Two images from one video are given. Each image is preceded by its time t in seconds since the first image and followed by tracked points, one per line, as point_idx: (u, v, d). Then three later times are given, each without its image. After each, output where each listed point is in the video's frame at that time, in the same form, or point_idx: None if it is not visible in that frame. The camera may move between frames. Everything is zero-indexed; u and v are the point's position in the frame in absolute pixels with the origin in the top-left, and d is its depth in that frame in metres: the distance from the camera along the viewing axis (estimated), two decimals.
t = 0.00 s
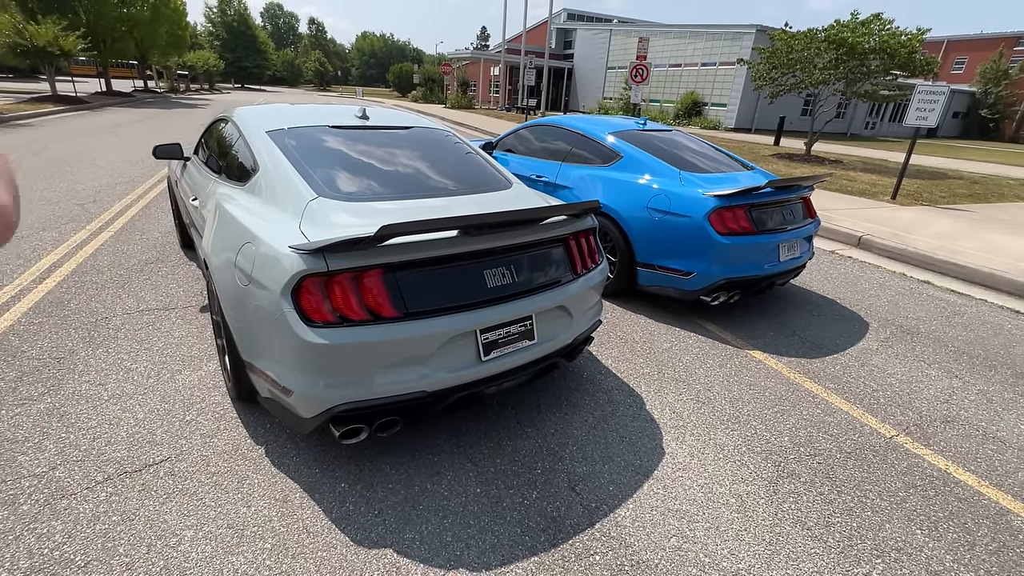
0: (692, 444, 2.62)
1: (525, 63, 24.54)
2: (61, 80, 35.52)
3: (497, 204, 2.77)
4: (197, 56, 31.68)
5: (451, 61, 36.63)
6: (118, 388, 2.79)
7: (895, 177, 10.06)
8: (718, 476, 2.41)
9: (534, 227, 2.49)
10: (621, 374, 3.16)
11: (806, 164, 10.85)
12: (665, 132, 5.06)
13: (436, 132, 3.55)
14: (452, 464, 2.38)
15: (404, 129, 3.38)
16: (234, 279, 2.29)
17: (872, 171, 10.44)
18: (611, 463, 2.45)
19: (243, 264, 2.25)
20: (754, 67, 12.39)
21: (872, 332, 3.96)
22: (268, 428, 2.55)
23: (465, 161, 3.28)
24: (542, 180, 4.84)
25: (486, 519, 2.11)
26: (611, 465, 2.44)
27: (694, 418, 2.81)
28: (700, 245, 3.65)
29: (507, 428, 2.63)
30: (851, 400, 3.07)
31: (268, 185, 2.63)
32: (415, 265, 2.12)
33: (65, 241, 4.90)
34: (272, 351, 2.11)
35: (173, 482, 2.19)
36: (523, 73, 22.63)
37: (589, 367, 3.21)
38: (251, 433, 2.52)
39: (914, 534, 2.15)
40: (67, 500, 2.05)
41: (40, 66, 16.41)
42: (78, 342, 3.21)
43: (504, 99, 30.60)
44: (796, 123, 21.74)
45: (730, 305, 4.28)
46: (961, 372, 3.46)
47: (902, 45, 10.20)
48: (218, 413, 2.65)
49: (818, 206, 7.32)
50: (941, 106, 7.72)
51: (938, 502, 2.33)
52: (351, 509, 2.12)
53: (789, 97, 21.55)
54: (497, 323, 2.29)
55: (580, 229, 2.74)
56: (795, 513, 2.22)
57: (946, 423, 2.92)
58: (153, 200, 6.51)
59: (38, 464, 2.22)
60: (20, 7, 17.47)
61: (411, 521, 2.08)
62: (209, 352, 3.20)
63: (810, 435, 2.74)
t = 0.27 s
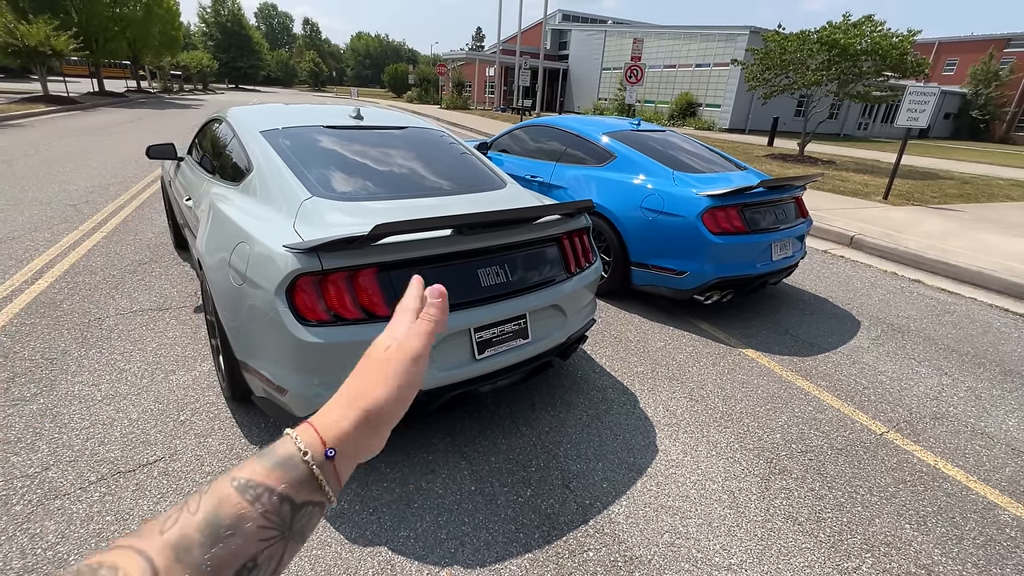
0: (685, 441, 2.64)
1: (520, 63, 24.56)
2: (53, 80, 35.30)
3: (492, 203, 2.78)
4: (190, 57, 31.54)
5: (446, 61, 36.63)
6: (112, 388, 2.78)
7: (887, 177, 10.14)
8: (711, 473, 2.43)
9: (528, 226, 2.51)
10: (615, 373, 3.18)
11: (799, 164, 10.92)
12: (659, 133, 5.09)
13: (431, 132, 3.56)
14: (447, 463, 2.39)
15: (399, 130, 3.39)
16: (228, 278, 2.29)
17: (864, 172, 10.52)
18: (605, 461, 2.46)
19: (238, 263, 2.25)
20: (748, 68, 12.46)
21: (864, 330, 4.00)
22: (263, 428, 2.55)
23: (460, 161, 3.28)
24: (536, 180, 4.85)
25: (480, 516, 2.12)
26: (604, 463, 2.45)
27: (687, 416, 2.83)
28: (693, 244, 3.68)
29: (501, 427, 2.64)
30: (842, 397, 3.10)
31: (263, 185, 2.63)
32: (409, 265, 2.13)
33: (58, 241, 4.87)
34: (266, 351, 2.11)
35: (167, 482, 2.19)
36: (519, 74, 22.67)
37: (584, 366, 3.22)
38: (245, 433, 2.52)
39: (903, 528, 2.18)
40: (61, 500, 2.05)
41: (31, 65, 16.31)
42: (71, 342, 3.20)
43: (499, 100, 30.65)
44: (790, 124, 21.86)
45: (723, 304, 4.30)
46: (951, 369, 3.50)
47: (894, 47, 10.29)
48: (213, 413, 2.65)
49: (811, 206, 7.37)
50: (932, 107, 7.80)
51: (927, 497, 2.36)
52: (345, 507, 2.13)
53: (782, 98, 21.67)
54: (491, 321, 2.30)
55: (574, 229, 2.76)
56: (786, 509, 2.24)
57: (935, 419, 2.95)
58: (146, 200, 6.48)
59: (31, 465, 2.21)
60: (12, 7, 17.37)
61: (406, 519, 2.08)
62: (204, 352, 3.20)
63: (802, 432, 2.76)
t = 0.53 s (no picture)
0: (680, 438, 2.64)
1: (516, 63, 24.54)
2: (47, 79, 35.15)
3: (487, 201, 2.79)
4: (185, 56, 31.43)
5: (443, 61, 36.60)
6: (105, 388, 2.77)
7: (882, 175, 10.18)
8: (706, 470, 2.44)
9: (523, 223, 2.51)
10: (611, 370, 3.19)
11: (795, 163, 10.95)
12: (654, 131, 5.10)
13: (426, 131, 3.56)
14: (443, 460, 2.39)
15: (394, 128, 3.38)
16: (223, 277, 2.28)
17: (860, 170, 10.55)
18: (601, 458, 2.47)
19: (232, 261, 2.25)
20: (743, 67, 12.49)
21: (858, 328, 4.02)
22: (258, 426, 2.55)
23: (455, 159, 3.28)
24: (532, 179, 4.86)
25: (476, 513, 2.12)
26: (600, 460, 2.46)
27: (682, 413, 2.84)
28: (688, 242, 3.69)
29: (497, 424, 2.64)
30: (837, 394, 3.11)
31: (257, 184, 2.63)
32: (404, 262, 2.13)
33: (51, 241, 4.85)
34: (261, 349, 2.11)
35: (161, 481, 2.19)
36: (515, 73, 22.66)
37: (579, 363, 3.23)
38: (241, 432, 2.51)
39: (897, 523, 2.19)
40: (54, 500, 2.04)
41: (25, 65, 16.23)
42: (64, 342, 3.18)
43: (496, 100, 30.65)
44: (786, 123, 21.91)
45: (719, 302, 4.32)
46: (945, 366, 3.52)
47: (888, 46, 10.32)
48: (208, 412, 2.64)
49: (807, 205, 7.39)
50: (926, 106, 7.83)
51: (921, 492, 2.37)
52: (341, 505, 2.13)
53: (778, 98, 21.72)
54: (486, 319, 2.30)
55: (569, 226, 2.76)
56: (780, 505, 2.25)
57: (929, 415, 2.97)
58: (141, 200, 6.46)
59: (24, 464, 2.20)
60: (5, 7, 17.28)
61: (402, 517, 2.08)
62: (198, 351, 3.19)
63: (797, 428, 2.77)
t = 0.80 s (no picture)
0: (678, 436, 2.65)
1: (514, 61, 24.52)
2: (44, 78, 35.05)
3: (485, 200, 2.79)
4: (182, 55, 31.35)
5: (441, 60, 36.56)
6: (102, 387, 2.76)
7: (879, 174, 10.21)
8: (704, 468, 2.45)
9: (521, 222, 2.51)
10: (609, 369, 3.19)
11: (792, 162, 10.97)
12: (652, 130, 5.10)
13: (424, 129, 3.55)
14: (441, 459, 2.39)
15: (392, 127, 3.38)
16: (220, 276, 2.28)
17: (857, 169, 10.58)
18: (599, 456, 2.47)
19: (229, 260, 2.24)
20: (741, 66, 12.51)
21: (855, 326, 4.03)
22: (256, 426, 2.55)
23: (453, 158, 3.28)
24: (529, 178, 4.86)
25: (474, 512, 2.13)
26: (598, 458, 2.46)
27: (680, 411, 2.85)
28: (686, 240, 3.69)
29: (495, 423, 2.65)
30: (833, 392, 3.12)
31: (255, 182, 2.62)
32: (402, 261, 2.13)
33: (48, 240, 4.84)
34: (259, 347, 2.11)
35: (159, 481, 2.18)
36: (513, 72, 22.67)
37: (577, 362, 3.23)
38: (238, 431, 2.51)
39: (893, 520, 2.20)
40: (51, 499, 2.04)
41: (21, 64, 16.17)
42: (61, 341, 3.17)
43: (494, 99, 30.63)
44: (783, 122, 21.95)
45: (716, 300, 4.32)
46: (941, 364, 3.54)
47: (885, 45, 10.34)
48: (205, 411, 2.64)
49: (804, 203, 7.41)
50: (923, 105, 7.85)
51: (917, 489, 2.39)
52: (339, 504, 2.13)
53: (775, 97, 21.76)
54: (484, 317, 2.30)
55: (567, 225, 2.76)
56: (778, 502, 2.26)
57: (925, 413, 2.98)
58: (138, 199, 6.45)
59: (20, 464, 2.20)
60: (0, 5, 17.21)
61: (400, 515, 2.09)
62: (196, 350, 3.18)
63: (794, 426, 2.78)
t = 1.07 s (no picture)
0: (679, 436, 2.65)
1: (513, 61, 24.49)
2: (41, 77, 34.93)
3: (486, 200, 2.78)
4: (180, 54, 31.27)
5: (440, 59, 36.52)
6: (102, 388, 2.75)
7: (879, 173, 10.21)
8: (706, 468, 2.45)
9: (522, 222, 2.50)
10: (610, 369, 3.19)
11: (792, 161, 10.96)
12: (652, 130, 5.10)
13: (424, 129, 3.55)
14: (443, 460, 2.38)
15: (392, 126, 3.37)
16: (221, 276, 2.27)
17: (857, 169, 10.57)
18: (600, 457, 2.47)
19: (231, 260, 2.24)
20: (741, 65, 12.50)
21: (856, 326, 4.03)
22: (257, 426, 2.54)
23: (453, 158, 3.27)
24: (529, 177, 4.86)
25: (476, 513, 2.12)
26: (600, 458, 2.46)
27: (682, 411, 2.84)
28: (687, 240, 3.69)
29: (497, 423, 2.64)
30: (835, 391, 3.12)
31: (255, 182, 2.61)
32: (404, 261, 2.13)
33: (47, 240, 4.82)
34: (260, 348, 2.10)
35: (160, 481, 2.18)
36: (512, 71, 22.64)
37: (578, 362, 3.23)
38: (239, 431, 2.50)
39: (895, 520, 2.20)
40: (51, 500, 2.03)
41: (19, 62, 16.12)
42: (61, 342, 3.16)
43: (493, 98, 30.60)
44: (782, 121, 21.95)
45: (717, 300, 4.32)
46: (942, 364, 3.53)
47: (885, 45, 10.34)
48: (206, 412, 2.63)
49: (804, 203, 7.41)
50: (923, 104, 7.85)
51: (919, 490, 2.39)
52: (341, 504, 2.12)
53: (775, 96, 21.75)
54: (486, 318, 2.30)
55: (568, 225, 2.76)
56: (780, 503, 2.26)
57: (927, 413, 2.98)
58: (138, 198, 6.43)
59: (21, 465, 2.19)
60: None
61: (402, 516, 2.08)
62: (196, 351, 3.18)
63: (796, 426, 2.78)
